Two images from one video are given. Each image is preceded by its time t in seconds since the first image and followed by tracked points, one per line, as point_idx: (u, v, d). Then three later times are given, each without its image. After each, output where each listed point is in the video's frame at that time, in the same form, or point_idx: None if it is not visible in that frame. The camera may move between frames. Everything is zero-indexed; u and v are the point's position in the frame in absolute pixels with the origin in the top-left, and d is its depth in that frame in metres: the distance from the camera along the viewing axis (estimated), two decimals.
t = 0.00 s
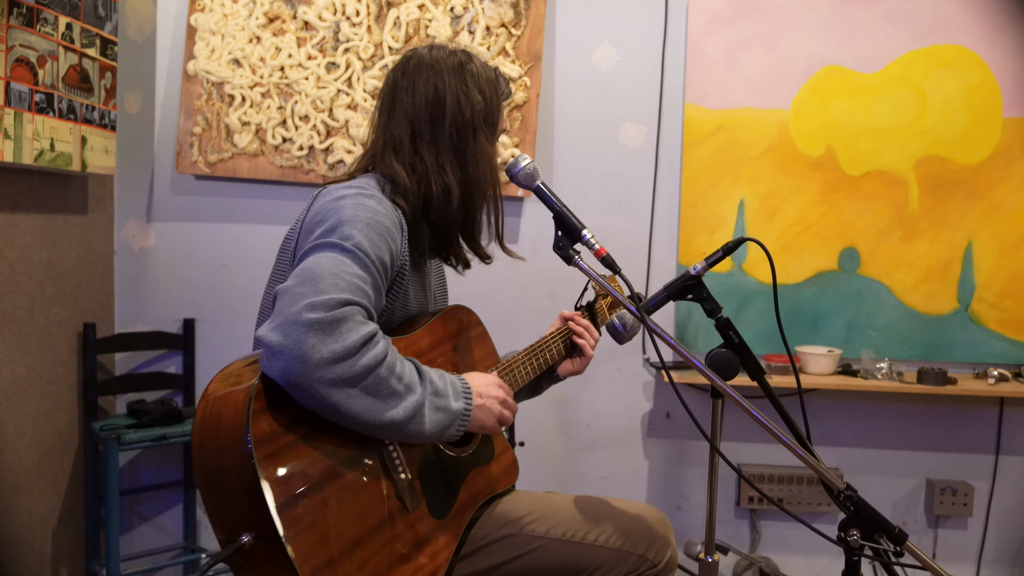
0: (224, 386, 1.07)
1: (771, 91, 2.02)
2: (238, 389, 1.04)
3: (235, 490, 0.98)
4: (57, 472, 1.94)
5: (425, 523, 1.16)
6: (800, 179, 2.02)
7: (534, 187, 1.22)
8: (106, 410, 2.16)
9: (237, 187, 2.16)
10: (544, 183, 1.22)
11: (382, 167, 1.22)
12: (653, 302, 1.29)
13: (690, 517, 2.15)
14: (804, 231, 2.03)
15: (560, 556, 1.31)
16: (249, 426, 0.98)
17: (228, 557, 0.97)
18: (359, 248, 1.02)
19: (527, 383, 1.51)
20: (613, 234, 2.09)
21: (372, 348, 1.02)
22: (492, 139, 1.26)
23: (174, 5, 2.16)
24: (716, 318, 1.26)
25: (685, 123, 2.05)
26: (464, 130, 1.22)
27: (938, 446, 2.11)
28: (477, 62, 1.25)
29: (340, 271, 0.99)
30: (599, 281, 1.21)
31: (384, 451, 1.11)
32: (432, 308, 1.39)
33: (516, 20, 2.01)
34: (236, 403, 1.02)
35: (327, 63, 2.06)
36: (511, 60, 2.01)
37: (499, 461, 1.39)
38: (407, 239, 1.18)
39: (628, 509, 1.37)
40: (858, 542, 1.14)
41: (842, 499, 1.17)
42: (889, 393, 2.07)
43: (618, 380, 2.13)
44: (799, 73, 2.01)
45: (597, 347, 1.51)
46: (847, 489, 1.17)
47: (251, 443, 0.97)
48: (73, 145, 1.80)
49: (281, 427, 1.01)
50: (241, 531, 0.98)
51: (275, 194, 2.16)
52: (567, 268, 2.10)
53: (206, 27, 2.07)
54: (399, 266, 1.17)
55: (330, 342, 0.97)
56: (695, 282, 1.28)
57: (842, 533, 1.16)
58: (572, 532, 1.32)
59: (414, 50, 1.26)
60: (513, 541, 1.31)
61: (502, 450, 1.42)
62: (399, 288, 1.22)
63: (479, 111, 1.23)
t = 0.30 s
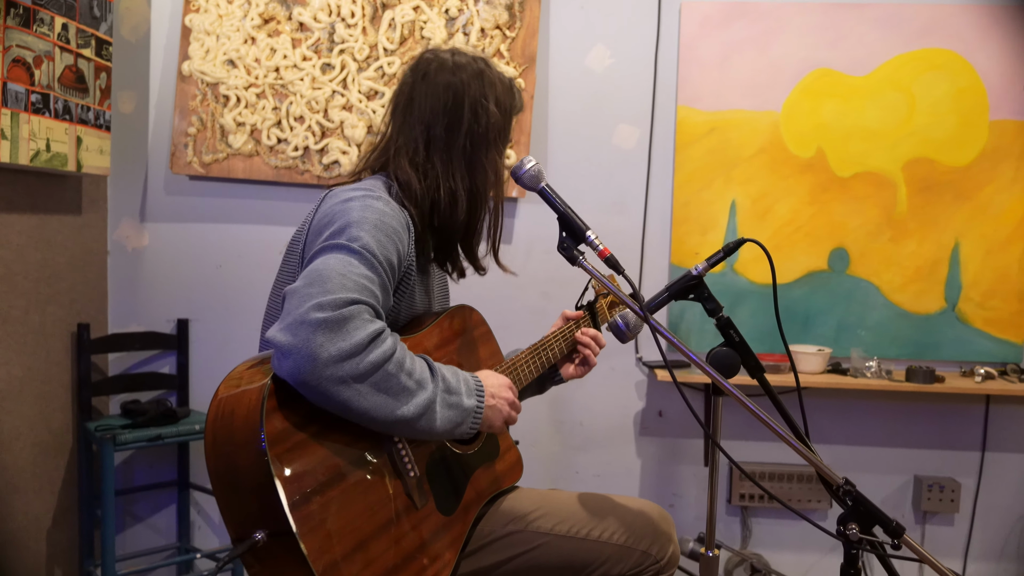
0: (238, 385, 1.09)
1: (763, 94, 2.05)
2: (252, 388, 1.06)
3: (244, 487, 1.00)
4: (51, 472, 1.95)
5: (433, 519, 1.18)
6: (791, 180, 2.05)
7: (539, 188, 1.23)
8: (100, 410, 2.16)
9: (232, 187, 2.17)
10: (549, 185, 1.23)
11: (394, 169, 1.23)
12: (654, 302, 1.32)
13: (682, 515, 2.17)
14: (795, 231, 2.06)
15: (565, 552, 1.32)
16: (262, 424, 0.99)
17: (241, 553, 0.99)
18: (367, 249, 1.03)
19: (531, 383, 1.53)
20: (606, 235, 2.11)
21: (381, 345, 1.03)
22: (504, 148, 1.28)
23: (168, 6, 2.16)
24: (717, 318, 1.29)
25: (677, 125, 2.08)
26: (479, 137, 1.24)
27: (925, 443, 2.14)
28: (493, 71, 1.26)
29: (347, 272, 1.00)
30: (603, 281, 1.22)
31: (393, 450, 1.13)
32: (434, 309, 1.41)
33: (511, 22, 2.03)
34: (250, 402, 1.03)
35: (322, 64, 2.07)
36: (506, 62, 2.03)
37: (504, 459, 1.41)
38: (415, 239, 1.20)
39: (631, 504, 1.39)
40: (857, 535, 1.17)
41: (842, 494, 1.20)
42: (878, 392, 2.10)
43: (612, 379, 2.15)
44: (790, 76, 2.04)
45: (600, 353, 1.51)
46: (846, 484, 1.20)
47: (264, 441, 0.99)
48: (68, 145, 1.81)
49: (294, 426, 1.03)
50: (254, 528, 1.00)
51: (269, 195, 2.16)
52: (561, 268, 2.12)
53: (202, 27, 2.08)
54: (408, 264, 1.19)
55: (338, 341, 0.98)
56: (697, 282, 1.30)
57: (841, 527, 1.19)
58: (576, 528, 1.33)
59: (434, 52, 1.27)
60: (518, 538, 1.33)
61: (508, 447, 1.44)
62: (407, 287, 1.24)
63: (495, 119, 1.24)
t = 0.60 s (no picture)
0: (252, 379, 1.09)
1: (757, 94, 2.07)
2: (266, 382, 1.06)
3: (254, 482, 1.01)
4: (46, 471, 1.95)
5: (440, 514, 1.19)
6: (784, 179, 2.07)
7: (543, 186, 1.25)
8: (94, 410, 2.16)
9: (227, 186, 2.17)
10: (553, 183, 1.25)
11: (401, 169, 1.24)
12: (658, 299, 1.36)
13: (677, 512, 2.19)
14: (787, 230, 2.08)
15: (569, 546, 1.34)
16: (277, 418, 1.01)
17: (254, 547, 1.00)
18: (378, 245, 1.04)
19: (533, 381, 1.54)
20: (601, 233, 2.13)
21: (394, 340, 1.04)
22: (507, 143, 1.29)
23: (163, 5, 2.16)
24: (719, 314, 1.33)
25: (672, 124, 2.09)
26: (483, 133, 1.25)
27: (916, 439, 2.17)
28: (494, 68, 1.27)
29: (359, 269, 1.01)
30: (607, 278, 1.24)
31: (403, 445, 1.14)
32: (440, 307, 1.41)
33: (506, 22, 2.04)
34: (264, 396, 1.04)
35: (317, 63, 2.07)
36: (501, 61, 2.03)
37: (509, 454, 1.43)
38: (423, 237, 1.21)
39: (634, 499, 1.40)
40: (857, 527, 1.20)
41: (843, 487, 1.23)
42: (870, 388, 2.13)
43: (607, 377, 2.17)
44: (782, 76, 2.06)
45: (601, 352, 1.52)
46: (847, 477, 1.23)
47: (278, 435, 1.00)
48: (64, 144, 1.81)
49: (307, 420, 1.04)
50: (268, 521, 1.01)
51: (264, 194, 2.17)
52: (555, 267, 2.13)
53: (197, 26, 2.08)
54: (416, 261, 1.20)
55: (351, 336, 0.99)
56: (699, 279, 1.33)
57: (842, 519, 1.22)
58: (581, 522, 1.35)
59: (432, 50, 1.28)
60: (523, 532, 1.35)
61: (512, 444, 1.45)
62: (415, 285, 1.25)
63: (496, 114, 1.25)
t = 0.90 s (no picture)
0: (255, 375, 1.09)
1: (748, 94, 2.08)
2: (268, 377, 1.07)
3: (256, 478, 1.02)
4: (39, 470, 1.94)
5: (440, 510, 1.20)
6: (775, 179, 2.09)
7: (542, 185, 1.26)
8: (86, 409, 2.15)
9: (220, 184, 2.17)
10: (551, 182, 1.27)
11: (385, 167, 1.27)
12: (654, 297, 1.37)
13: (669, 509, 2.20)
14: (778, 229, 2.10)
15: (568, 542, 1.35)
16: (280, 413, 1.02)
17: (256, 542, 1.01)
18: (382, 245, 1.05)
19: (530, 379, 1.55)
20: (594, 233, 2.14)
21: (399, 339, 1.05)
22: (484, 137, 1.27)
23: (156, 3, 2.15)
24: (715, 312, 1.35)
25: (664, 125, 2.10)
26: (451, 127, 1.25)
27: (905, 437, 2.19)
28: (473, 62, 1.27)
29: (365, 267, 1.02)
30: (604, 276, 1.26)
31: (404, 440, 1.15)
32: (439, 305, 1.43)
33: (500, 22, 2.04)
34: (267, 391, 1.05)
35: (311, 62, 2.07)
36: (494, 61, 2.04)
37: (507, 450, 1.44)
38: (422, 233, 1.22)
39: (631, 495, 1.42)
40: (852, 521, 1.23)
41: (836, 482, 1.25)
42: (860, 386, 2.15)
43: (600, 375, 2.18)
44: (774, 77, 2.08)
45: (597, 350, 1.53)
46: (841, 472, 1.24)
47: (281, 430, 1.01)
48: (57, 143, 1.81)
49: (311, 415, 1.05)
50: (269, 516, 1.01)
51: (258, 193, 2.17)
52: (548, 266, 2.15)
53: (190, 25, 2.08)
54: (416, 259, 1.20)
55: (359, 333, 1.00)
56: (696, 277, 1.35)
57: (836, 513, 1.25)
58: (579, 518, 1.36)
59: (421, 51, 1.30)
60: (522, 527, 1.35)
61: (511, 440, 1.47)
62: (415, 282, 1.26)
63: (461, 108, 1.25)
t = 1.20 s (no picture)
0: (255, 370, 1.09)
1: (741, 93, 2.09)
2: (268, 373, 1.07)
3: (257, 474, 1.02)
4: (31, 470, 1.94)
5: (439, 507, 1.20)
6: (767, 177, 2.10)
7: (539, 183, 1.27)
8: (78, 408, 2.14)
9: (212, 183, 2.16)
10: (548, 180, 1.27)
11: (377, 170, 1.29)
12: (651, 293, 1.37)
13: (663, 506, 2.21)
14: (771, 227, 2.11)
15: (566, 538, 1.35)
16: (280, 408, 1.02)
17: (256, 536, 1.01)
18: (380, 240, 1.05)
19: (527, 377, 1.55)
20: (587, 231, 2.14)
21: (398, 333, 1.05)
22: (465, 134, 1.28)
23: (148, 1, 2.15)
24: (711, 308, 1.35)
25: (657, 123, 2.11)
26: (428, 125, 1.26)
27: (897, 433, 2.21)
28: (453, 59, 1.28)
29: (365, 262, 1.02)
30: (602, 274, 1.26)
31: (403, 436, 1.15)
32: (437, 303, 1.44)
33: (493, 20, 2.05)
34: (267, 386, 1.05)
35: (304, 60, 2.07)
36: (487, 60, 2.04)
37: (507, 447, 1.45)
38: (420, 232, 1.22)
39: (629, 491, 1.42)
40: (847, 516, 1.23)
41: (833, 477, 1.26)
42: (851, 383, 2.16)
43: (594, 373, 2.18)
44: (766, 76, 2.09)
45: (594, 348, 1.54)
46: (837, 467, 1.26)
47: (281, 425, 1.01)
48: (49, 141, 1.80)
49: (311, 411, 1.05)
50: (269, 510, 1.02)
51: (251, 191, 2.16)
52: (541, 264, 2.15)
53: (182, 23, 2.07)
54: (415, 256, 1.21)
55: (358, 329, 1.00)
56: (692, 274, 1.35)
57: (832, 509, 1.25)
58: (577, 514, 1.36)
59: (404, 52, 1.33)
60: (520, 524, 1.36)
61: (510, 437, 1.47)
62: (414, 280, 1.26)
63: (432, 106, 1.26)
